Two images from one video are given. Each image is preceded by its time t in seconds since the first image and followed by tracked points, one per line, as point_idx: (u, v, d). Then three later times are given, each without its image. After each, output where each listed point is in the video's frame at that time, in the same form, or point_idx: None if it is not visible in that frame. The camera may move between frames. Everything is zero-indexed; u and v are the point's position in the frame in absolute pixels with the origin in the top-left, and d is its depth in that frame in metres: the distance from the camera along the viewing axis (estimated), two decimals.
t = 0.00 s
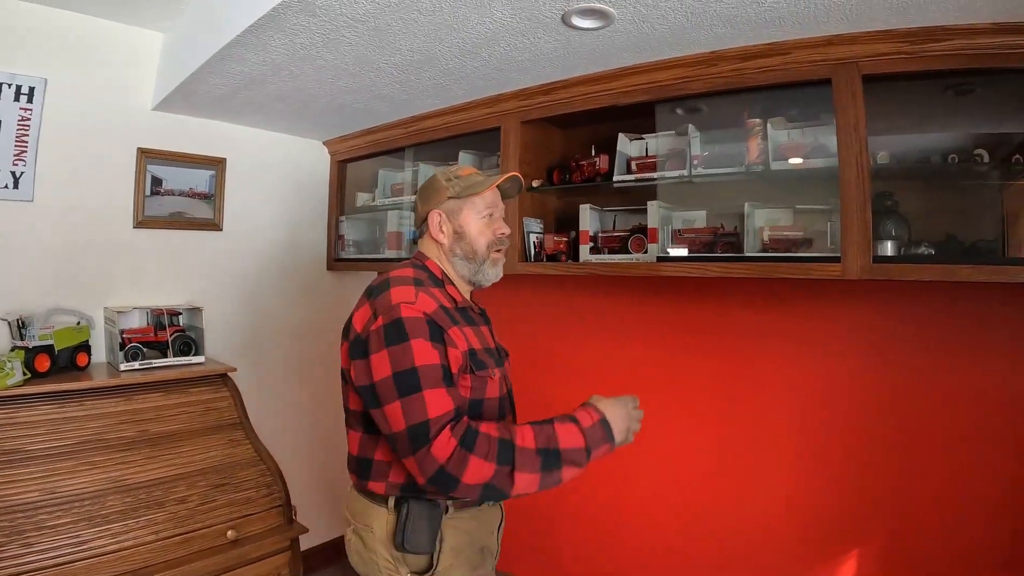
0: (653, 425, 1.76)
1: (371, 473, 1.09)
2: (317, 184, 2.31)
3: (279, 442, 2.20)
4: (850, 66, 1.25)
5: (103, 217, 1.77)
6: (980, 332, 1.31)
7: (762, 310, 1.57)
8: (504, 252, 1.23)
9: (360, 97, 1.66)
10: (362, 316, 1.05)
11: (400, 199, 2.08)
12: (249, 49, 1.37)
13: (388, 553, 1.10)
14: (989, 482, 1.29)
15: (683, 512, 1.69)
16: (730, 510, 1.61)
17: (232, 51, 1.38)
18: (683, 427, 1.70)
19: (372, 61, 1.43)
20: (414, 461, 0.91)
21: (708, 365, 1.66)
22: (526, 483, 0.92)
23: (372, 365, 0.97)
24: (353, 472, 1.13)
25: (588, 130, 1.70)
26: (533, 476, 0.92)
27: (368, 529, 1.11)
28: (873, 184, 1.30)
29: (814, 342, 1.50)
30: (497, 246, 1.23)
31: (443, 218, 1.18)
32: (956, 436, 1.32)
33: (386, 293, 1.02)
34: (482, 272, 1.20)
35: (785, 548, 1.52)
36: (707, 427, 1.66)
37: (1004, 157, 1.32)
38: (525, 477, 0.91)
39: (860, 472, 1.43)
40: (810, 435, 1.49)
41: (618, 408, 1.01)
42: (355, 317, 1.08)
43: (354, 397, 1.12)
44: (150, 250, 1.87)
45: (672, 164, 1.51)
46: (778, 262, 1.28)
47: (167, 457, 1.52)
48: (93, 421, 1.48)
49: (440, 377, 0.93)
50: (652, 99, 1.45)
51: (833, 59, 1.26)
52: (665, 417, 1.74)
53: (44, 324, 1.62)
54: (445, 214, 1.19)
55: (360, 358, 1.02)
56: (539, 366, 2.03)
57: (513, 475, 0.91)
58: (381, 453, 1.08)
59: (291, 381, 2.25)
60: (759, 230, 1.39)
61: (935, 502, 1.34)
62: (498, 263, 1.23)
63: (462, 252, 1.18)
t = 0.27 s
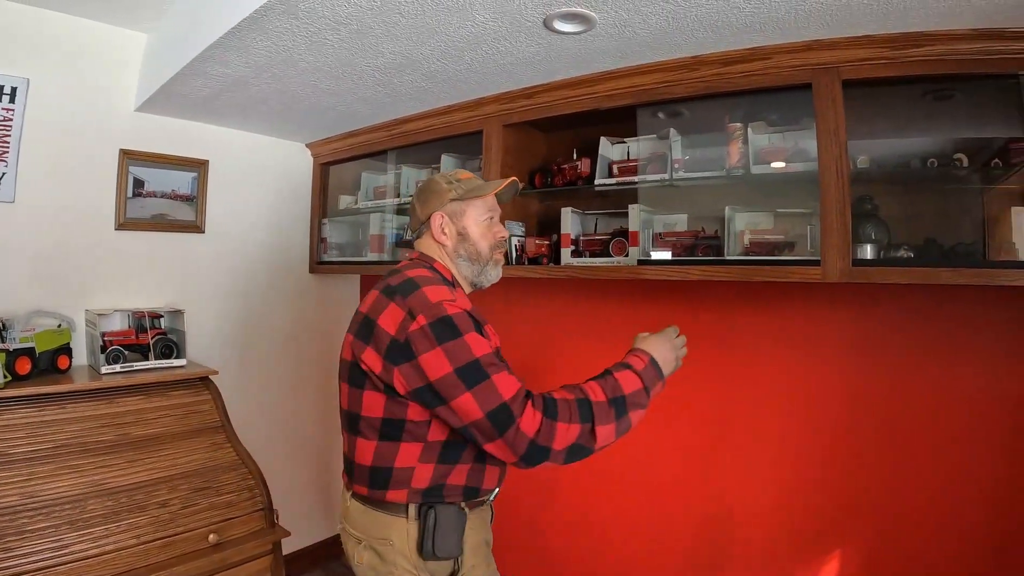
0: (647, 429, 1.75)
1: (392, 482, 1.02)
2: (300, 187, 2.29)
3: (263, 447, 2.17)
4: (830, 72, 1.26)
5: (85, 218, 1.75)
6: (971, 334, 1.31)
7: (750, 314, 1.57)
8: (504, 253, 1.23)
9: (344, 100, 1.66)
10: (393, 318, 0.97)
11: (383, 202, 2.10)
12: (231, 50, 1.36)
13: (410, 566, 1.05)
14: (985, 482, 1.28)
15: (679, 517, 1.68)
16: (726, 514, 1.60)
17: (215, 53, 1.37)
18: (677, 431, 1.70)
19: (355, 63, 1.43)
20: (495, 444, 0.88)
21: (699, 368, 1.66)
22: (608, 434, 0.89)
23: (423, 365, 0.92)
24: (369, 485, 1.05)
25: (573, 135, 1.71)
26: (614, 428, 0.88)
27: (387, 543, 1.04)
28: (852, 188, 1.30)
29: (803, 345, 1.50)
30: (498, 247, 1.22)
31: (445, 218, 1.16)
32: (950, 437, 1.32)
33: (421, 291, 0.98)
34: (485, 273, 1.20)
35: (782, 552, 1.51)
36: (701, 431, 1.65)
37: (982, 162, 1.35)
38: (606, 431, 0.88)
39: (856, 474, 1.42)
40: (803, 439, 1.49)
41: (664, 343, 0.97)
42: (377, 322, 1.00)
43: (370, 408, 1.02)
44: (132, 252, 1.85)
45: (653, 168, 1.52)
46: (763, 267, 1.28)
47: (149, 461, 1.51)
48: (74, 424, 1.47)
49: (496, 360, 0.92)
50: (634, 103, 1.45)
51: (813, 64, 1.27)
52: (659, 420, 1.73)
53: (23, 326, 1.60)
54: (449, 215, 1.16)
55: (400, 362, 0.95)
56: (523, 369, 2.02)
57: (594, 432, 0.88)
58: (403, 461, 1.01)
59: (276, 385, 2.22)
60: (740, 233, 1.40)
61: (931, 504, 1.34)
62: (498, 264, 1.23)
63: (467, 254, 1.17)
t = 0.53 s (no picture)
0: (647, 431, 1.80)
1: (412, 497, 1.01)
2: (283, 189, 2.28)
3: (247, 452, 2.15)
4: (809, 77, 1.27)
5: (65, 220, 1.72)
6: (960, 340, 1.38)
7: (742, 321, 1.64)
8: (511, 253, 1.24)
9: (325, 103, 1.66)
10: (439, 321, 0.96)
11: (363, 205, 2.10)
12: (212, 52, 1.36)
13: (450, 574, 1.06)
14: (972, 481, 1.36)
15: (679, 517, 1.72)
16: (725, 513, 1.65)
17: (198, 55, 1.37)
18: (675, 433, 1.74)
19: (335, 66, 1.43)
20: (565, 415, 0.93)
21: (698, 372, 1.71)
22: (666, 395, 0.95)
23: (482, 364, 0.93)
24: (405, 502, 1.02)
25: (553, 139, 1.71)
26: (671, 388, 0.95)
27: (427, 557, 1.03)
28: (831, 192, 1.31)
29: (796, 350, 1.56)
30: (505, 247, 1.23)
31: (458, 219, 1.14)
32: (940, 438, 1.39)
33: (461, 293, 0.99)
34: (494, 274, 1.20)
35: (778, 549, 1.57)
36: (700, 433, 1.70)
37: (958, 168, 1.37)
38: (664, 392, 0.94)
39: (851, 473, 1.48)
40: (800, 441, 1.54)
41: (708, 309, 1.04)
42: (416, 328, 0.97)
43: (407, 422, 0.99)
44: (112, 254, 1.82)
45: (633, 172, 1.54)
46: (743, 270, 1.29)
47: (130, 465, 1.50)
48: (53, 429, 1.45)
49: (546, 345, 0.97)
50: (614, 108, 1.46)
51: (792, 69, 1.28)
52: (658, 423, 1.78)
53: None
54: (461, 217, 1.14)
55: (447, 367, 0.95)
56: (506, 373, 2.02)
57: (656, 393, 0.93)
58: (445, 472, 1.01)
59: (260, 389, 2.20)
60: (720, 237, 1.40)
61: (920, 501, 1.40)
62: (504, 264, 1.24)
63: (478, 256, 1.16)
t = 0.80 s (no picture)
0: (646, 435, 1.77)
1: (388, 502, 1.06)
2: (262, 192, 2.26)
3: (228, 456, 2.14)
4: (787, 81, 1.29)
5: (42, 223, 1.69)
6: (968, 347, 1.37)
7: (734, 324, 1.64)
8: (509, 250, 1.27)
9: (305, 106, 1.66)
10: (475, 324, 0.96)
11: (343, 209, 2.09)
12: (192, 54, 1.35)
13: None
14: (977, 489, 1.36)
15: (679, 522, 1.70)
16: (725, 518, 1.63)
17: (177, 57, 1.37)
18: (676, 437, 1.71)
19: (315, 69, 1.43)
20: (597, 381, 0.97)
21: (700, 375, 1.68)
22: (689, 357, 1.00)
23: (524, 356, 0.95)
24: (440, 516, 1.02)
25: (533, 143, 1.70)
26: (692, 349, 1.01)
27: (460, 569, 1.04)
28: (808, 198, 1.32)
29: (798, 354, 1.55)
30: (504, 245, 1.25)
31: (462, 217, 1.14)
32: (939, 444, 1.40)
33: (490, 292, 1.00)
34: (497, 271, 1.22)
35: (778, 555, 1.56)
36: (696, 439, 1.68)
37: (935, 171, 1.40)
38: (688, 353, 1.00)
39: (854, 479, 1.48)
40: (798, 446, 1.54)
41: (733, 276, 1.19)
42: (449, 336, 0.96)
43: (443, 436, 0.99)
44: (90, 257, 1.80)
45: (613, 176, 1.54)
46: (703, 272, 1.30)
47: (108, 469, 1.49)
48: (29, 433, 1.43)
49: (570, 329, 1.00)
50: (593, 112, 1.46)
51: (770, 74, 1.29)
52: (644, 427, 1.78)
53: None
54: (466, 216, 1.14)
55: (483, 368, 0.95)
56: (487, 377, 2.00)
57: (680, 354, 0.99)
58: (479, 479, 1.04)
59: (239, 393, 2.19)
60: (698, 241, 1.41)
61: (916, 505, 1.42)
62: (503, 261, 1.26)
63: (484, 255, 1.17)
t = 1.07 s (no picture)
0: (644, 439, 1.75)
1: (384, 514, 1.03)
2: (238, 195, 2.23)
3: (207, 461, 2.12)
4: (764, 85, 1.30)
5: (16, 224, 1.65)
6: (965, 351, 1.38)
7: (712, 327, 1.65)
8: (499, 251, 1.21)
9: (283, 108, 1.65)
10: (491, 326, 0.94)
11: (321, 212, 2.08)
12: (170, 54, 1.35)
13: None
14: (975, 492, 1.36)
15: (675, 527, 1.68)
16: (722, 522, 1.62)
17: (153, 57, 1.36)
18: (673, 441, 1.70)
19: (293, 70, 1.42)
20: (599, 360, 0.96)
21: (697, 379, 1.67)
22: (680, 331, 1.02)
23: (537, 352, 0.95)
24: (456, 524, 1.02)
25: (511, 147, 1.68)
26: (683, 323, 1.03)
27: None
28: (785, 202, 1.32)
29: (794, 358, 1.54)
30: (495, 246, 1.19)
31: (459, 220, 1.07)
32: (923, 446, 1.41)
33: (498, 292, 0.98)
34: (490, 274, 1.17)
35: (763, 558, 1.56)
36: (684, 442, 1.68)
37: (913, 175, 1.43)
38: (679, 326, 1.02)
39: (852, 482, 1.47)
40: (784, 449, 1.54)
41: (726, 263, 1.21)
42: (467, 344, 0.94)
43: (461, 446, 0.98)
44: (66, 260, 1.76)
45: (591, 179, 1.54)
46: (687, 276, 1.29)
47: (83, 474, 1.47)
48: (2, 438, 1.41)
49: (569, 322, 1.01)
50: (571, 115, 1.46)
51: (749, 79, 1.30)
52: (631, 431, 1.78)
53: None
54: (462, 219, 1.07)
55: (499, 368, 0.95)
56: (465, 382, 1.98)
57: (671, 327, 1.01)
58: (490, 484, 1.04)
59: (217, 398, 2.16)
60: (676, 244, 1.41)
61: (898, 507, 1.43)
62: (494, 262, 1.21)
63: (479, 259, 1.11)
